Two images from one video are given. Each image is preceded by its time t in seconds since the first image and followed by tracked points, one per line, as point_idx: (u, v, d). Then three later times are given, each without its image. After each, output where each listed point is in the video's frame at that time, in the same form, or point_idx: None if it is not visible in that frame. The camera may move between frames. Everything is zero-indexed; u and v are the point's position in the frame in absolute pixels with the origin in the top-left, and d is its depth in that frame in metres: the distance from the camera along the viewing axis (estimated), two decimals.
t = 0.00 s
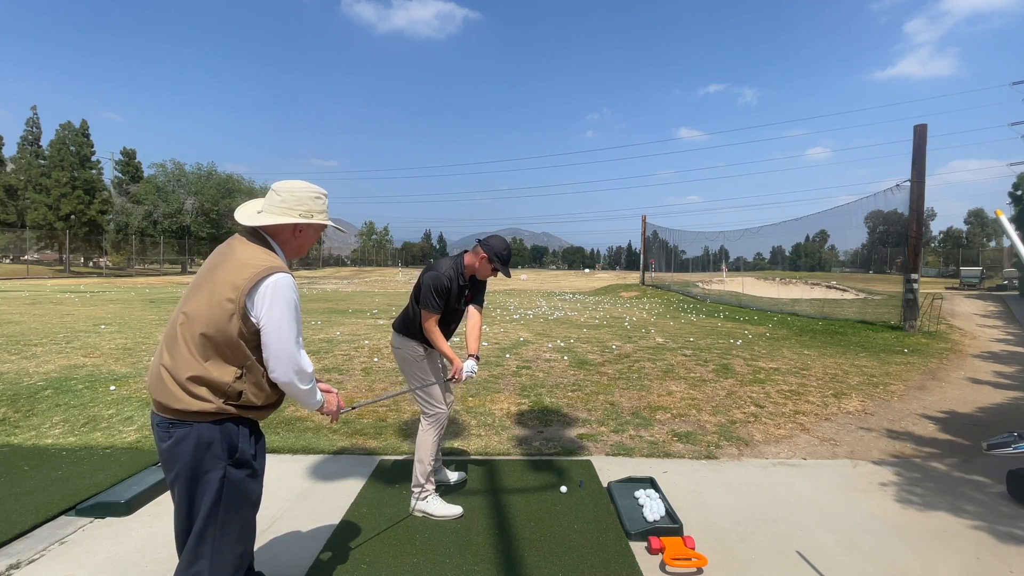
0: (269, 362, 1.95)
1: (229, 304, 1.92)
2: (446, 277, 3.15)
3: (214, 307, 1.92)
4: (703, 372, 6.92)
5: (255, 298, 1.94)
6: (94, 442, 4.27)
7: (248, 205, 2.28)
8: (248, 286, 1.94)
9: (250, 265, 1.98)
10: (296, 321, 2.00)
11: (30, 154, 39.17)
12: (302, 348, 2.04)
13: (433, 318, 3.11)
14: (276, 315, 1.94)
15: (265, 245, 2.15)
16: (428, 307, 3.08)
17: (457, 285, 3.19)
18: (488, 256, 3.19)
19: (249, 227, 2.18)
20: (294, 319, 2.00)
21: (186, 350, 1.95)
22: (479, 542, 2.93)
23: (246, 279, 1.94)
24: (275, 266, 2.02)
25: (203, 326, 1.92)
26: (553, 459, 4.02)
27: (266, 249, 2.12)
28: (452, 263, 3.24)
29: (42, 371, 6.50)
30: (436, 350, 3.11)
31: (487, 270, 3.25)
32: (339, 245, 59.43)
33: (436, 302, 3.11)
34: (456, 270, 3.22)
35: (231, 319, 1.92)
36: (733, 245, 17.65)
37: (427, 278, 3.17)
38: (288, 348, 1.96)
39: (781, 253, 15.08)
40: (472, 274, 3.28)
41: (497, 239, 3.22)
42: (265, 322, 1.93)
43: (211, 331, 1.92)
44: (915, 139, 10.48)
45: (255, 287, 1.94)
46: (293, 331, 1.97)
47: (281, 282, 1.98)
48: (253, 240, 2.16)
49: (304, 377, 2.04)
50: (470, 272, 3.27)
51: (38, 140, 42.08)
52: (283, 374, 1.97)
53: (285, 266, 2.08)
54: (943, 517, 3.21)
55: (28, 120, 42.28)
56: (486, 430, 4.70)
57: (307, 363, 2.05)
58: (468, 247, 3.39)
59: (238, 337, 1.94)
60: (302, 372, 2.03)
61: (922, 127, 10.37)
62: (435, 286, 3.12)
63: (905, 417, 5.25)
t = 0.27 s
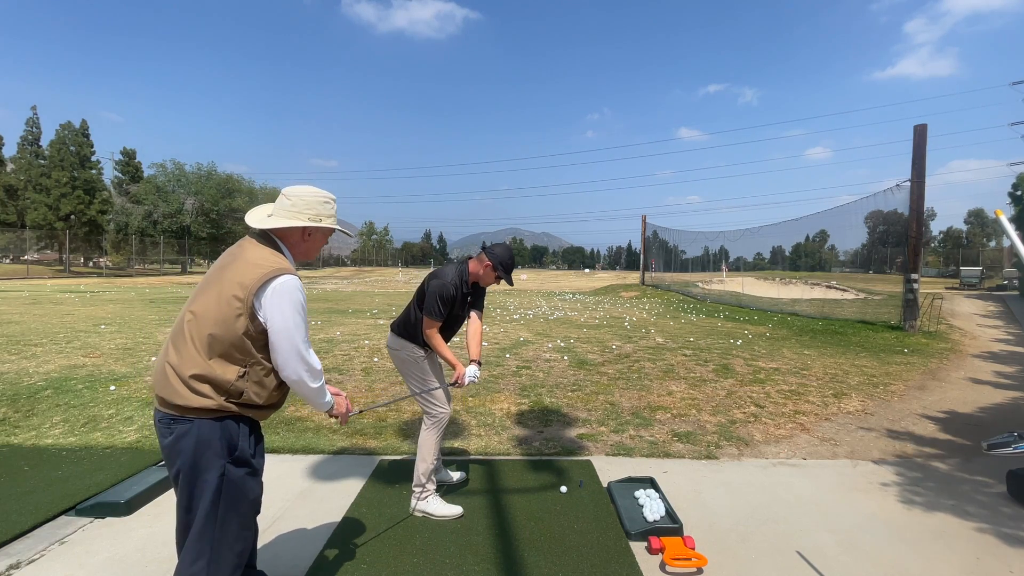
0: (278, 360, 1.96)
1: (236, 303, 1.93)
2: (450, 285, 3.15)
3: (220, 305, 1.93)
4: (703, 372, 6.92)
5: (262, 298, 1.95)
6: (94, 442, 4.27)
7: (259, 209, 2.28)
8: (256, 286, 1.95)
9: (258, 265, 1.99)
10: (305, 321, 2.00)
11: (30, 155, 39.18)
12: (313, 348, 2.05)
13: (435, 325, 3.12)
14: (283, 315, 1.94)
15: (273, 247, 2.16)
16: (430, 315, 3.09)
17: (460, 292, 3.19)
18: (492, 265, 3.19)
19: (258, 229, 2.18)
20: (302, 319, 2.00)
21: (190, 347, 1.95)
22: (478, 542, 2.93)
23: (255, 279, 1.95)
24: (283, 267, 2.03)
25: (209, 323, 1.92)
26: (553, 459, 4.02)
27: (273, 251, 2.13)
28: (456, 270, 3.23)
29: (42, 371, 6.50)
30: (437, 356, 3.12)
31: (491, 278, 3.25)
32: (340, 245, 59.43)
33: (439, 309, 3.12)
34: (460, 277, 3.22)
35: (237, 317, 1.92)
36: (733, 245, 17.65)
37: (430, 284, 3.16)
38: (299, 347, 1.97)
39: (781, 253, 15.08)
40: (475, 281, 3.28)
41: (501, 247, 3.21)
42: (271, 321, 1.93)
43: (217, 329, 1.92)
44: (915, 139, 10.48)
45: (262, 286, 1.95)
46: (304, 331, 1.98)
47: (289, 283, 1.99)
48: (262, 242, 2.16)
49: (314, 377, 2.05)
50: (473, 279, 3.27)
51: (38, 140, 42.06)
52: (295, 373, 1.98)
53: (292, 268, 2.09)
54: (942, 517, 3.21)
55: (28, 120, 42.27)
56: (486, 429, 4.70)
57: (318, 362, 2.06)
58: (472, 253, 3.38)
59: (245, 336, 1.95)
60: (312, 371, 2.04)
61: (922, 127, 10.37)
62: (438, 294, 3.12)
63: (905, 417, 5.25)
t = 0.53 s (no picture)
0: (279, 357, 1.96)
1: (242, 299, 1.94)
2: (451, 286, 3.15)
3: (227, 302, 1.94)
4: (703, 372, 6.92)
5: (267, 295, 1.95)
6: (94, 442, 4.27)
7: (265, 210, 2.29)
8: (261, 283, 1.95)
9: (264, 263, 2.00)
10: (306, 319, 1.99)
11: (30, 155, 39.19)
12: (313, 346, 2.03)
13: (436, 326, 3.11)
14: (286, 312, 1.94)
15: (280, 246, 2.16)
16: (431, 315, 3.08)
17: (462, 294, 3.19)
18: (494, 266, 3.20)
19: (268, 228, 2.19)
20: (305, 316, 1.99)
21: (198, 342, 1.96)
22: (479, 542, 2.93)
23: (260, 276, 1.95)
24: (288, 265, 2.03)
25: (216, 319, 1.94)
26: (553, 459, 4.02)
27: (281, 249, 2.14)
28: (458, 271, 3.24)
29: (42, 371, 6.50)
30: (438, 357, 3.12)
31: (492, 279, 3.25)
32: (340, 245, 59.43)
33: (441, 310, 3.11)
34: (462, 278, 3.22)
35: (242, 313, 1.93)
36: (733, 245, 17.66)
37: (432, 285, 3.16)
38: (299, 345, 1.96)
39: (781, 253, 15.08)
40: (477, 282, 3.28)
41: (503, 249, 3.22)
42: (274, 318, 1.93)
43: (223, 325, 1.93)
44: (915, 139, 10.48)
45: (267, 283, 1.95)
46: (304, 329, 1.96)
47: (293, 280, 1.99)
48: (269, 241, 2.17)
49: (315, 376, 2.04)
50: (475, 281, 3.27)
51: (38, 140, 42.06)
52: (294, 372, 1.97)
53: (298, 266, 2.09)
54: (942, 517, 3.21)
55: (28, 120, 42.26)
56: (487, 429, 4.70)
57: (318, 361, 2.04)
58: (473, 255, 3.39)
59: (249, 332, 1.95)
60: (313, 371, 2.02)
61: (922, 127, 10.38)
62: (440, 295, 3.12)
63: (905, 417, 5.25)
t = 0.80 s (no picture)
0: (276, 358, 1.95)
1: (241, 300, 1.94)
2: (451, 286, 3.15)
3: (227, 302, 1.94)
4: (703, 373, 6.92)
5: (266, 295, 1.94)
6: (94, 441, 4.27)
7: (268, 208, 2.29)
8: (260, 284, 1.95)
9: (263, 263, 2.00)
10: (303, 319, 1.98)
11: (30, 155, 39.20)
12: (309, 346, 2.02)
13: (436, 326, 3.11)
14: (284, 313, 1.93)
15: (281, 246, 2.16)
16: (431, 316, 3.08)
17: (462, 294, 3.19)
18: (493, 265, 3.19)
19: (269, 228, 2.20)
20: (303, 316, 1.98)
21: (201, 344, 1.97)
22: (479, 542, 2.93)
23: (259, 277, 1.95)
24: (288, 265, 2.03)
25: (217, 321, 1.94)
26: (553, 459, 4.02)
27: (281, 249, 2.13)
28: (458, 270, 3.24)
29: (42, 371, 6.50)
30: (438, 357, 3.11)
31: (492, 279, 3.25)
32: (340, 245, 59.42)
33: (440, 310, 3.11)
34: (462, 278, 3.22)
35: (242, 315, 1.93)
36: (733, 245, 17.65)
37: (431, 285, 3.17)
38: (294, 345, 1.94)
39: (781, 253, 15.07)
40: (476, 282, 3.28)
41: (503, 248, 3.22)
42: (273, 318, 1.92)
43: (225, 327, 1.94)
44: (915, 139, 10.48)
45: (266, 284, 1.95)
46: (300, 329, 1.95)
47: (292, 281, 1.98)
48: (271, 242, 2.17)
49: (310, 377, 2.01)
50: (474, 280, 3.27)
51: (38, 140, 42.05)
52: (288, 372, 1.95)
53: (297, 266, 2.08)
54: (943, 517, 3.21)
55: (28, 120, 42.25)
56: (486, 429, 4.70)
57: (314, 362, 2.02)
58: (473, 255, 3.39)
59: (248, 333, 1.94)
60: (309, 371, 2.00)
61: (922, 127, 10.38)
62: (440, 295, 3.12)
63: (905, 417, 5.25)
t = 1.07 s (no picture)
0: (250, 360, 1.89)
1: (231, 301, 1.93)
2: (449, 286, 3.15)
3: (217, 303, 1.94)
4: (703, 373, 6.92)
5: (255, 295, 1.92)
6: (94, 441, 4.27)
7: (267, 204, 2.29)
8: (250, 283, 1.93)
9: (253, 263, 1.98)
10: (285, 322, 1.92)
11: (30, 155, 39.21)
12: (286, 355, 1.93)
13: (435, 326, 3.12)
14: (272, 312, 1.90)
15: (274, 244, 2.14)
16: (430, 316, 3.08)
17: (460, 293, 3.18)
18: (493, 265, 3.19)
19: (266, 225, 2.19)
20: (287, 317, 1.94)
21: (195, 345, 1.96)
22: (479, 542, 2.93)
23: (248, 277, 1.94)
24: (278, 263, 2.00)
25: (210, 322, 1.93)
26: (553, 459, 4.02)
27: (274, 248, 2.11)
28: (456, 270, 3.24)
29: (42, 371, 6.50)
30: (438, 358, 3.11)
31: (491, 278, 3.25)
32: (340, 245, 59.35)
33: (440, 310, 3.11)
34: (460, 278, 3.22)
35: (234, 315, 1.92)
36: (733, 245, 17.65)
37: (430, 286, 3.17)
38: (266, 347, 1.87)
39: (781, 253, 15.07)
40: (476, 281, 3.28)
41: (502, 248, 3.22)
42: (255, 319, 1.89)
43: (218, 328, 1.94)
44: (915, 139, 10.48)
45: (255, 284, 1.93)
46: (276, 330, 1.89)
47: (279, 281, 1.95)
48: (265, 240, 2.15)
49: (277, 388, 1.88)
50: (473, 279, 3.27)
51: (38, 140, 42.05)
52: (256, 376, 1.86)
53: (289, 263, 2.06)
54: (943, 517, 3.21)
55: (28, 120, 42.23)
56: (487, 429, 4.70)
57: (286, 374, 1.91)
58: (472, 255, 3.39)
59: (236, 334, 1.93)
60: (279, 380, 1.89)
61: (922, 127, 10.38)
62: (438, 295, 3.12)
63: (905, 417, 5.25)
